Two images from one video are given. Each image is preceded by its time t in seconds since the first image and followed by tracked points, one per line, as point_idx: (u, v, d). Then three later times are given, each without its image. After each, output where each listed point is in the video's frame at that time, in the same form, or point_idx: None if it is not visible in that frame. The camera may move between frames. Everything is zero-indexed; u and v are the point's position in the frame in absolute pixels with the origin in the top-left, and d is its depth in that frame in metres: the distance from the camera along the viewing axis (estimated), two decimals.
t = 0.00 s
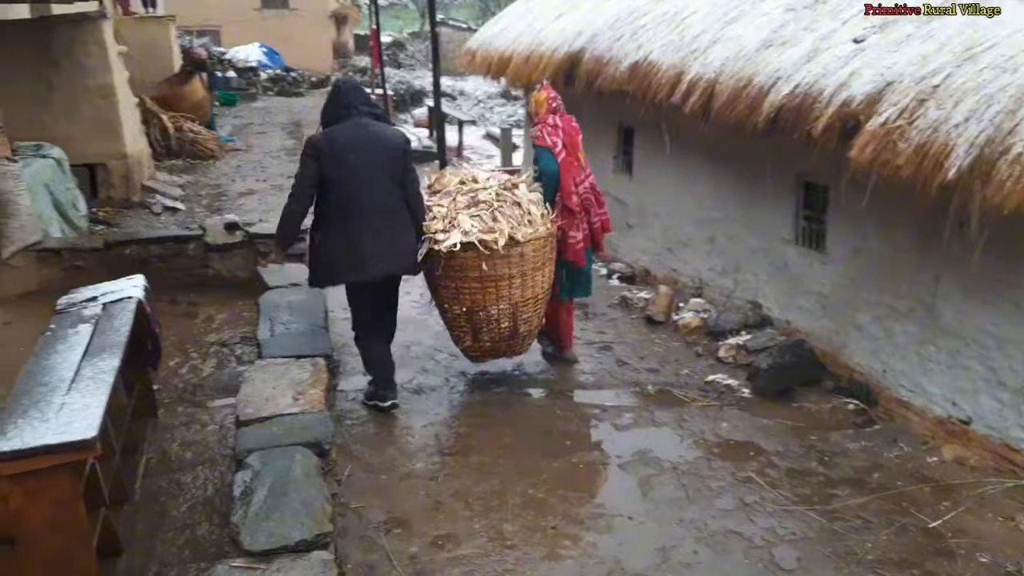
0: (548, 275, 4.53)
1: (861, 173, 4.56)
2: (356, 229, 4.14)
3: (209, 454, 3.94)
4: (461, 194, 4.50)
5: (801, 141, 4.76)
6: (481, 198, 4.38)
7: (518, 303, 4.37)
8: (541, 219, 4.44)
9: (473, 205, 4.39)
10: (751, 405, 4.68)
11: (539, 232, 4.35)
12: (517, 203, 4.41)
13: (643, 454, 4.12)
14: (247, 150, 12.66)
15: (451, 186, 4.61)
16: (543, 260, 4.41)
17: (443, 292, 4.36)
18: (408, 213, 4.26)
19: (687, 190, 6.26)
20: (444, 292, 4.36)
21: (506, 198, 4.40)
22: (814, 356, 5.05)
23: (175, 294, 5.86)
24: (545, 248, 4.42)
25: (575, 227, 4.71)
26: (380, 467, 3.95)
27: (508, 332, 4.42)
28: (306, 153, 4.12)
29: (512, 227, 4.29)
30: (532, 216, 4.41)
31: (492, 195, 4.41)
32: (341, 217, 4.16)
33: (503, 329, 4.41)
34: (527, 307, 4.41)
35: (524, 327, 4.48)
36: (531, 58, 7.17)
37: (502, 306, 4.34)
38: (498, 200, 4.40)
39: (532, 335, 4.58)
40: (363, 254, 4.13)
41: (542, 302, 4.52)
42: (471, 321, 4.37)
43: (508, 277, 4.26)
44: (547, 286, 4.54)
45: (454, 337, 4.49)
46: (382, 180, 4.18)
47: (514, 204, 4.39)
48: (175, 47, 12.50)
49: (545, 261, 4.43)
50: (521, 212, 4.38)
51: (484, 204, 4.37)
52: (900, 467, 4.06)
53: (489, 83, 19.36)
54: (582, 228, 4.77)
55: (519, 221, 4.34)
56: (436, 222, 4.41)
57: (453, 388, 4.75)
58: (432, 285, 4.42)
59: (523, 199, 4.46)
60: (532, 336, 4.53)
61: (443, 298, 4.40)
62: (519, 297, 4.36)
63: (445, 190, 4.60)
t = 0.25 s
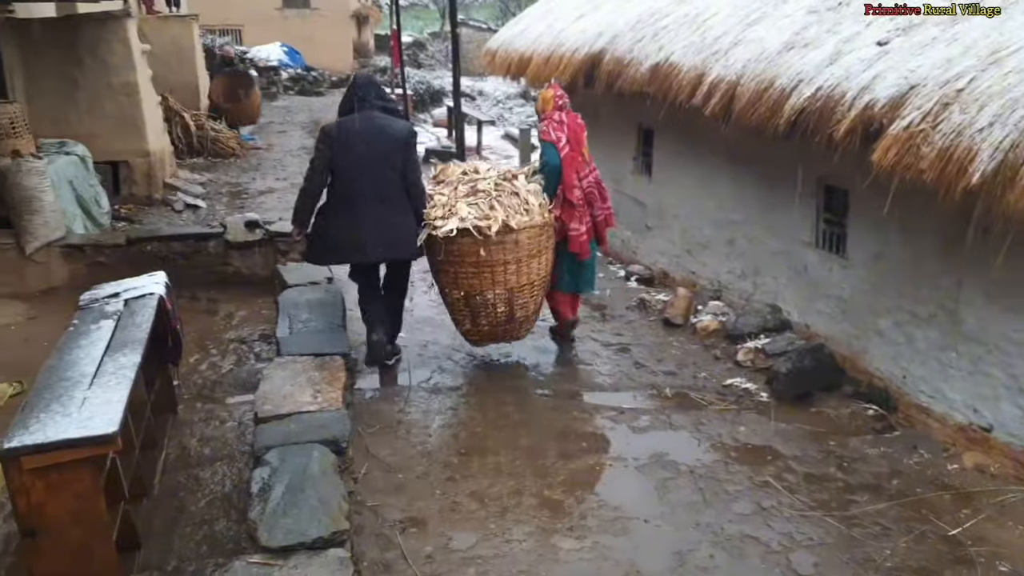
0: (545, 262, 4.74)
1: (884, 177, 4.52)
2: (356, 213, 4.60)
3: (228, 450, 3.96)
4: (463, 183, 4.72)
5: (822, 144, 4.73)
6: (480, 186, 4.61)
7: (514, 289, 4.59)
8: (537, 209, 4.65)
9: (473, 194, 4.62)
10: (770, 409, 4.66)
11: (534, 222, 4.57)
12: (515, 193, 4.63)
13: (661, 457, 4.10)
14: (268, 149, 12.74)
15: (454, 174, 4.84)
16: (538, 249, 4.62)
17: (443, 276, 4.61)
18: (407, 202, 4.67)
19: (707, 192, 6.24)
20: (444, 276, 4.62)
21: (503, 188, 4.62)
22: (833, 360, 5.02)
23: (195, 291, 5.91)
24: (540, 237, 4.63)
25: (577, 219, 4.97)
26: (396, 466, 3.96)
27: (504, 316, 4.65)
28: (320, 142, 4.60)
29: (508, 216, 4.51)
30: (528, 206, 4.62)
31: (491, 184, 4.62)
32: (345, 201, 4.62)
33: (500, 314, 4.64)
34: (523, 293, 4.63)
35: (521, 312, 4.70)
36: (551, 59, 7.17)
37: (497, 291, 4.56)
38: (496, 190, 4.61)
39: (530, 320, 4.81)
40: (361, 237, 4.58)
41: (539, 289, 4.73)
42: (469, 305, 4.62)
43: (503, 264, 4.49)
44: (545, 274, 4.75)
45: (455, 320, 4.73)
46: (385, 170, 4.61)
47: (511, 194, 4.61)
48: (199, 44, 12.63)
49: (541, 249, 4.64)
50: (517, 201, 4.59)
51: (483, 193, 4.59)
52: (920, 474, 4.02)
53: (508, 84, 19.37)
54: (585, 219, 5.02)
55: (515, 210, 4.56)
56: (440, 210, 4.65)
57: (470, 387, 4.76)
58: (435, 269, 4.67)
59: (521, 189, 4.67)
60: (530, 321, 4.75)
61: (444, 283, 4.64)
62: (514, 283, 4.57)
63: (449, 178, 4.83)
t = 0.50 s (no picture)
0: (540, 251, 4.92)
1: (903, 181, 4.50)
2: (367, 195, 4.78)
3: (246, 447, 4.01)
4: (467, 172, 4.95)
5: (840, 148, 4.73)
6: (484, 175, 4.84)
7: (508, 273, 4.80)
8: (534, 200, 4.84)
9: (474, 182, 4.84)
10: (786, 414, 4.65)
11: (530, 211, 4.76)
12: (515, 184, 4.84)
13: (676, 459, 4.11)
14: (287, 150, 12.84)
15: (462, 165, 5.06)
16: (532, 237, 4.80)
17: (443, 260, 4.83)
18: (415, 183, 4.86)
19: (724, 196, 6.24)
20: (443, 259, 4.85)
21: (504, 178, 4.83)
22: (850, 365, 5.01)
23: (215, 290, 5.97)
24: (536, 226, 4.82)
25: (572, 215, 5.10)
26: (412, 465, 3.99)
27: (498, 300, 4.86)
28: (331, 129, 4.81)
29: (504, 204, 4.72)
30: (525, 196, 4.81)
31: (493, 175, 4.83)
32: (356, 184, 4.80)
33: (493, 297, 4.85)
34: (516, 278, 4.82)
35: (514, 297, 4.89)
36: (570, 61, 7.19)
37: (491, 275, 4.77)
38: (497, 179, 4.83)
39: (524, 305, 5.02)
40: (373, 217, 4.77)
41: (532, 276, 4.91)
42: (465, 287, 4.84)
43: (496, 248, 4.70)
44: (539, 262, 4.93)
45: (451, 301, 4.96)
46: (392, 152, 4.80)
47: (511, 185, 4.81)
48: (221, 46, 12.76)
49: (535, 238, 4.83)
50: (515, 191, 4.78)
51: (484, 182, 4.81)
52: (937, 480, 4.01)
53: (526, 87, 19.42)
54: (578, 216, 5.14)
55: (513, 200, 4.76)
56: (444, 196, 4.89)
57: (487, 388, 4.79)
58: (436, 253, 4.90)
59: (521, 181, 4.87)
60: (522, 306, 4.94)
61: (445, 266, 4.88)
62: (508, 268, 4.78)
63: (456, 168, 5.06)
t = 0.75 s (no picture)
0: (537, 241, 5.16)
1: (924, 185, 4.46)
2: (370, 186, 5.22)
3: (263, 447, 4.03)
4: (468, 165, 5.22)
5: (860, 151, 4.69)
6: (484, 169, 5.11)
7: (504, 261, 5.06)
8: (530, 192, 5.08)
9: (474, 175, 5.11)
10: (804, 419, 4.62)
11: (524, 202, 4.99)
12: (513, 177, 5.09)
13: (692, 463, 4.08)
14: (305, 151, 12.91)
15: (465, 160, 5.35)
16: (527, 228, 5.04)
17: (445, 248, 5.12)
18: (416, 177, 5.27)
19: (742, 199, 6.21)
20: (444, 247, 5.13)
21: (502, 171, 5.08)
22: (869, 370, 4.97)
23: (233, 290, 6.01)
24: (531, 218, 5.06)
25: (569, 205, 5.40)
26: (427, 466, 3.99)
27: (496, 286, 5.12)
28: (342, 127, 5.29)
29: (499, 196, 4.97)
30: (521, 188, 5.06)
31: (491, 168, 5.10)
32: (361, 178, 5.26)
33: (490, 284, 5.11)
34: (512, 266, 5.08)
35: (511, 285, 5.15)
36: (587, 63, 7.19)
37: (488, 262, 5.03)
38: (495, 172, 5.09)
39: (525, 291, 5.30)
40: (375, 208, 5.22)
41: (529, 264, 5.15)
42: (464, 274, 5.12)
43: (492, 238, 4.96)
44: (536, 251, 5.17)
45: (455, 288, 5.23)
46: (393, 149, 5.24)
47: (508, 178, 5.07)
48: (241, 48, 12.84)
49: (530, 228, 5.06)
50: (511, 183, 5.04)
51: (483, 175, 5.08)
52: (957, 487, 3.97)
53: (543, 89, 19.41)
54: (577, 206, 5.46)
55: (509, 191, 5.01)
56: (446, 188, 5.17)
57: (503, 389, 4.79)
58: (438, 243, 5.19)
59: (519, 174, 5.13)
60: (519, 294, 5.18)
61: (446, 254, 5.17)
62: (504, 256, 5.03)
63: (460, 163, 5.34)
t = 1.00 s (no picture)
0: (539, 235, 5.24)
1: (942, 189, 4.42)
2: (380, 179, 5.28)
3: (277, 448, 4.04)
4: (473, 159, 5.27)
5: (878, 154, 4.65)
6: (488, 164, 5.17)
7: (506, 255, 5.15)
8: (532, 188, 5.15)
9: (479, 171, 5.18)
10: (820, 423, 4.58)
11: (525, 199, 5.06)
12: (516, 174, 5.16)
13: (707, 468, 4.06)
14: (320, 153, 12.96)
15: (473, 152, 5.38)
16: (529, 223, 5.12)
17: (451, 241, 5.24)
18: (424, 171, 5.32)
19: (757, 202, 6.18)
20: (451, 240, 5.25)
21: (506, 168, 5.15)
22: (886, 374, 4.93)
23: (248, 291, 6.03)
24: (532, 214, 5.13)
25: (574, 198, 5.49)
26: (440, 469, 3.99)
27: (499, 279, 5.23)
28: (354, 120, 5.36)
29: (501, 194, 5.04)
30: (525, 185, 5.14)
31: (496, 164, 5.16)
32: (372, 170, 5.32)
33: (493, 275, 5.22)
34: (515, 259, 5.17)
35: (514, 276, 5.25)
36: (602, 65, 7.18)
37: (490, 256, 5.14)
38: (499, 169, 5.15)
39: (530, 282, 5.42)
40: (383, 199, 5.27)
41: (531, 258, 5.24)
42: (469, 265, 5.24)
43: (493, 233, 5.05)
44: (538, 245, 5.26)
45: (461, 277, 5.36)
46: (405, 144, 5.29)
47: (511, 175, 5.13)
48: (257, 50, 12.91)
49: (532, 224, 5.14)
50: (514, 181, 5.11)
51: (487, 171, 5.14)
52: (975, 493, 3.93)
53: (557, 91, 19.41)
54: (582, 198, 5.54)
55: (511, 188, 5.08)
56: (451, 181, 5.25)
57: (517, 392, 4.78)
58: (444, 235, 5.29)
59: (523, 172, 5.20)
60: (521, 285, 5.29)
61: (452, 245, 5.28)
62: (506, 251, 5.13)
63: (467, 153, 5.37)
